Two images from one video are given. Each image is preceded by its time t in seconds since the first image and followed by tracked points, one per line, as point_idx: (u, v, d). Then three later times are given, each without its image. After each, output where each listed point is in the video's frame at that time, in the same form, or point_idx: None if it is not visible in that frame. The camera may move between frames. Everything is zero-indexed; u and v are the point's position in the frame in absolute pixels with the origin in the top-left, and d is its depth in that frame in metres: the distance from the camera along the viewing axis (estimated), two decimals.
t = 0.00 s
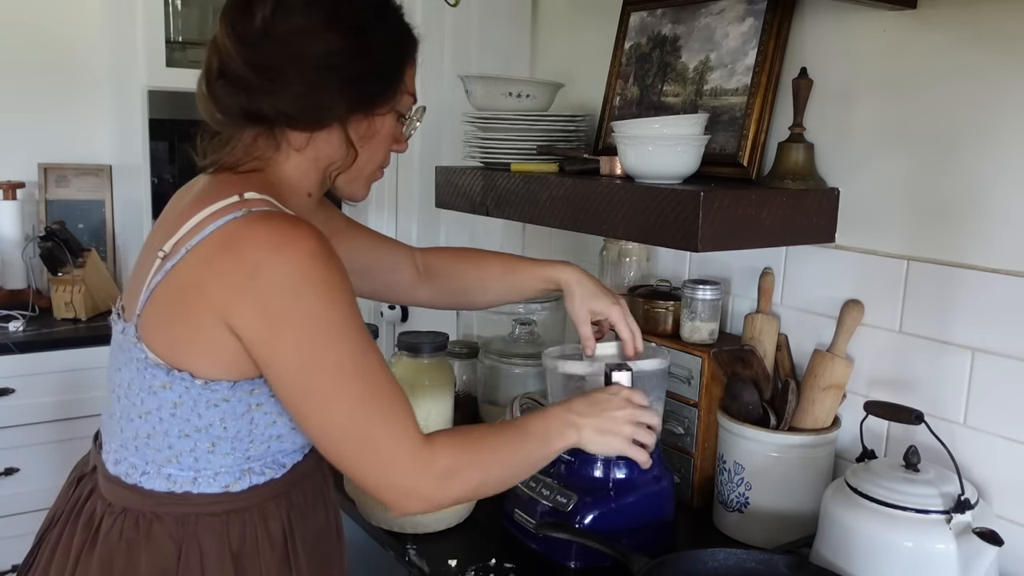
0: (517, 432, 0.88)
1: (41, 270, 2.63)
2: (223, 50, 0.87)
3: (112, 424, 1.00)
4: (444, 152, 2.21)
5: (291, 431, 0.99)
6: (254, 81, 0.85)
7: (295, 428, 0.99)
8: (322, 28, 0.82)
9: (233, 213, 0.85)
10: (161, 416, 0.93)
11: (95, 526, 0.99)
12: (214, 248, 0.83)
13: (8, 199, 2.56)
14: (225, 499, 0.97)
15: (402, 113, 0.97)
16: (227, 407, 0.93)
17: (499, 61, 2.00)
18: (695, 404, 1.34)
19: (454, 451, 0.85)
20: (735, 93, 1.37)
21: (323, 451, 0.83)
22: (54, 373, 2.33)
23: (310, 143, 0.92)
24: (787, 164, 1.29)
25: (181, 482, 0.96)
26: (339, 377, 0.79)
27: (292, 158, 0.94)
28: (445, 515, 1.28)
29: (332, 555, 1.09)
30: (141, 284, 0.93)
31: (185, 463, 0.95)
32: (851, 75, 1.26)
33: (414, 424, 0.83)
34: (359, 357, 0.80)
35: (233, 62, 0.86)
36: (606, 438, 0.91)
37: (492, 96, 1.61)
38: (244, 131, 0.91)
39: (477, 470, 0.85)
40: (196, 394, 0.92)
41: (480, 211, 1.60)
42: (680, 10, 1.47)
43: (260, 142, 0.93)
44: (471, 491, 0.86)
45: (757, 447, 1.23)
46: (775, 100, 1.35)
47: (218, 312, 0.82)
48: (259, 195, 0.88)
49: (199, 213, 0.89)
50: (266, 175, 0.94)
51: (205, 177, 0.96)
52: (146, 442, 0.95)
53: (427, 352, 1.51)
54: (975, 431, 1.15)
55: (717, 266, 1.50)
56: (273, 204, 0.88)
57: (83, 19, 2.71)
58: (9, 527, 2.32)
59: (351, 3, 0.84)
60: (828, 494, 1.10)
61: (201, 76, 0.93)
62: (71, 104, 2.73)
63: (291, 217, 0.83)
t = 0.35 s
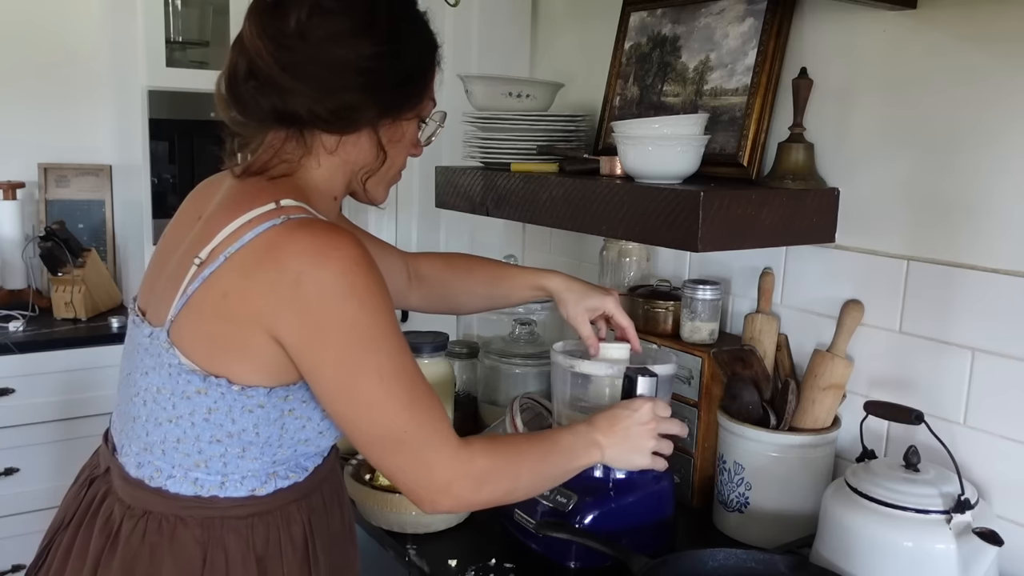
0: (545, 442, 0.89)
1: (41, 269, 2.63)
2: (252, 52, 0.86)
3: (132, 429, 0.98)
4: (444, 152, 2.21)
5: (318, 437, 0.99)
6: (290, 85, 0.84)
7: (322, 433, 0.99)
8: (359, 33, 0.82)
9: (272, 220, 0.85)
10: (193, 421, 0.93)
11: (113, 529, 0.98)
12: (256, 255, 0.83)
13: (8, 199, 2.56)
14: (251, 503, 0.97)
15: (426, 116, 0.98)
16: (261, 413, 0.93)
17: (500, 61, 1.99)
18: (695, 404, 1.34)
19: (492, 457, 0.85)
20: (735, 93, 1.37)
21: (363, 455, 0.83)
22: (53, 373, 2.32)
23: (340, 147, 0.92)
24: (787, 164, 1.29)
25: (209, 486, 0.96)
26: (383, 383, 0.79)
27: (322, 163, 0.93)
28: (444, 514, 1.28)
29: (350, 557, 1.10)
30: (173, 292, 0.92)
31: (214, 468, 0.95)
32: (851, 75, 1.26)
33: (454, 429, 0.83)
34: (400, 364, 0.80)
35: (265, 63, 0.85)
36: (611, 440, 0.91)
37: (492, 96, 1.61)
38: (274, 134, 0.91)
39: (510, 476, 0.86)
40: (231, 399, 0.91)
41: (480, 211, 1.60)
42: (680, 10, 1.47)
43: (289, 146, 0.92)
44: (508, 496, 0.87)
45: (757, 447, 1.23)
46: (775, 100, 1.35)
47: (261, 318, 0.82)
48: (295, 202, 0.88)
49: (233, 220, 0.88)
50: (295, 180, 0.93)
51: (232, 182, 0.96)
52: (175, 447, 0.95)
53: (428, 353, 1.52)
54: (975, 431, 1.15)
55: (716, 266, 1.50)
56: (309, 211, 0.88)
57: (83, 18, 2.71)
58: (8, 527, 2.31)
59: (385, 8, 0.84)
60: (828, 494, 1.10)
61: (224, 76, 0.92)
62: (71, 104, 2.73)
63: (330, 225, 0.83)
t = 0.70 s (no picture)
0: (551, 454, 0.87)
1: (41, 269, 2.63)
2: (258, 53, 0.86)
3: (136, 428, 0.98)
4: (444, 152, 2.22)
5: (321, 437, 0.99)
6: (296, 85, 0.84)
7: (325, 434, 0.99)
8: (364, 34, 0.82)
9: (281, 222, 0.85)
10: (198, 420, 0.93)
11: (117, 528, 0.98)
12: (266, 256, 0.83)
13: (8, 199, 2.56)
14: (254, 501, 0.97)
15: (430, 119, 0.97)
16: (265, 413, 0.93)
17: (500, 61, 1.99)
18: (695, 404, 1.34)
19: (496, 459, 0.85)
20: (735, 93, 1.37)
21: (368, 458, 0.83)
22: (53, 374, 2.33)
23: (344, 147, 0.92)
24: (787, 164, 1.29)
25: (212, 485, 0.96)
26: (389, 385, 0.79)
27: (328, 164, 0.93)
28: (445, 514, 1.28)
29: (353, 557, 1.10)
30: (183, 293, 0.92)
31: (217, 467, 0.95)
32: (852, 75, 1.26)
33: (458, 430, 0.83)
34: (404, 365, 0.80)
35: (269, 64, 0.85)
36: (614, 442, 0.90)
37: (492, 96, 1.61)
38: (280, 134, 0.91)
39: (516, 482, 0.85)
40: (236, 399, 0.91)
41: (479, 211, 1.60)
42: (680, 11, 1.47)
43: (296, 146, 0.92)
44: (516, 500, 0.86)
45: (757, 447, 1.23)
46: (775, 100, 1.35)
47: (270, 318, 0.82)
48: (304, 204, 0.88)
49: (242, 221, 0.88)
50: (302, 180, 0.93)
51: (239, 183, 0.96)
52: (178, 445, 0.95)
53: (428, 354, 1.52)
54: (975, 432, 1.15)
55: (716, 266, 1.50)
56: (318, 213, 0.88)
57: (83, 19, 2.71)
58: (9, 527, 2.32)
59: (391, 10, 0.84)
60: (828, 494, 1.10)
61: (231, 76, 0.92)
62: (71, 104, 2.73)
63: (339, 228, 0.83)
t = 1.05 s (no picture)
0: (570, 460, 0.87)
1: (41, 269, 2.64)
2: (264, 56, 0.86)
3: (141, 431, 0.98)
4: (444, 152, 2.22)
5: (327, 442, 0.99)
6: (305, 89, 0.84)
7: (330, 439, 0.99)
8: (369, 34, 0.82)
9: (294, 228, 0.85)
10: (206, 424, 0.93)
11: (121, 530, 0.98)
12: (281, 263, 0.83)
13: (8, 199, 2.56)
14: (259, 505, 0.97)
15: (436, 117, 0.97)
16: (274, 419, 0.93)
17: (500, 61, 1.99)
18: (695, 404, 1.34)
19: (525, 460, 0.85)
20: (735, 93, 1.37)
21: (395, 461, 0.83)
22: (53, 374, 2.33)
23: (355, 148, 0.91)
24: (787, 164, 1.29)
25: (218, 489, 0.96)
26: (413, 387, 0.79)
27: (338, 166, 0.93)
28: (445, 514, 1.28)
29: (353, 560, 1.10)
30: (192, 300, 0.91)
31: (224, 471, 0.95)
32: (852, 75, 1.26)
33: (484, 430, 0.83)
34: (428, 366, 0.81)
35: (276, 67, 0.85)
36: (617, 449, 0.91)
37: (492, 96, 1.61)
38: (288, 137, 0.90)
39: (543, 485, 0.85)
40: (245, 404, 0.91)
41: (480, 211, 1.61)
42: (680, 11, 1.47)
43: (305, 149, 0.92)
44: (545, 501, 0.86)
45: (757, 448, 1.23)
46: (775, 100, 1.35)
47: (288, 323, 0.82)
48: (316, 211, 0.88)
49: (252, 227, 0.88)
50: (313, 184, 0.93)
51: (246, 187, 0.95)
52: (186, 449, 0.94)
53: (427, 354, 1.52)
54: (975, 431, 1.15)
55: (716, 266, 1.50)
56: (330, 219, 0.88)
57: (82, 19, 2.71)
58: (9, 527, 2.32)
59: (394, 9, 0.83)
60: (828, 494, 1.10)
61: (235, 80, 0.92)
62: (71, 104, 2.73)
63: (352, 235, 0.83)
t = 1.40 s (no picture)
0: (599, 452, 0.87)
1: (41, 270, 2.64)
2: (272, 61, 0.85)
3: (142, 431, 0.97)
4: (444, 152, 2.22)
5: (331, 445, 0.99)
6: (315, 92, 0.84)
7: (334, 442, 0.99)
8: (377, 36, 0.82)
9: (309, 234, 0.84)
10: (211, 425, 0.93)
11: (118, 531, 0.98)
12: (297, 269, 0.82)
13: (8, 199, 2.56)
14: (256, 510, 0.97)
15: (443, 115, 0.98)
16: (281, 421, 0.93)
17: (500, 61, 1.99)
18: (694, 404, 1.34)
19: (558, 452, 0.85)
20: (735, 93, 1.37)
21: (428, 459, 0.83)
22: (54, 374, 2.33)
23: (366, 150, 0.91)
24: (787, 164, 1.29)
25: (217, 492, 0.96)
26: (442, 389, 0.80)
27: (349, 169, 0.93)
28: (446, 514, 1.28)
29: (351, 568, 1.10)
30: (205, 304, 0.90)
31: (224, 474, 0.95)
32: (852, 75, 1.26)
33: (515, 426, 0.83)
34: (455, 367, 0.81)
35: (285, 71, 0.85)
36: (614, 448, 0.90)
37: (492, 96, 1.61)
38: (298, 141, 0.90)
39: (576, 473, 0.85)
40: (253, 406, 0.91)
41: (480, 211, 1.60)
42: (680, 10, 1.47)
43: (316, 153, 0.91)
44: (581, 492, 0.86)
45: (757, 448, 1.23)
46: (775, 100, 1.35)
47: (307, 328, 0.82)
48: (330, 217, 0.88)
49: (265, 232, 0.87)
50: (325, 188, 0.93)
51: (256, 190, 0.95)
52: (188, 450, 0.94)
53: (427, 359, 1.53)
54: (975, 431, 1.15)
55: (716, 266, 1.50)
56: (344, 226, 0.88)
57: (82, 19, 2.71)
58: (9, 528, 2.32)
59: (400, 11, 0.83)
60: (829, 494, 1.10)
61: (241, 85, 0.91)
62: (71, 105, 2.73)
63: (367, 242, 0.83)
